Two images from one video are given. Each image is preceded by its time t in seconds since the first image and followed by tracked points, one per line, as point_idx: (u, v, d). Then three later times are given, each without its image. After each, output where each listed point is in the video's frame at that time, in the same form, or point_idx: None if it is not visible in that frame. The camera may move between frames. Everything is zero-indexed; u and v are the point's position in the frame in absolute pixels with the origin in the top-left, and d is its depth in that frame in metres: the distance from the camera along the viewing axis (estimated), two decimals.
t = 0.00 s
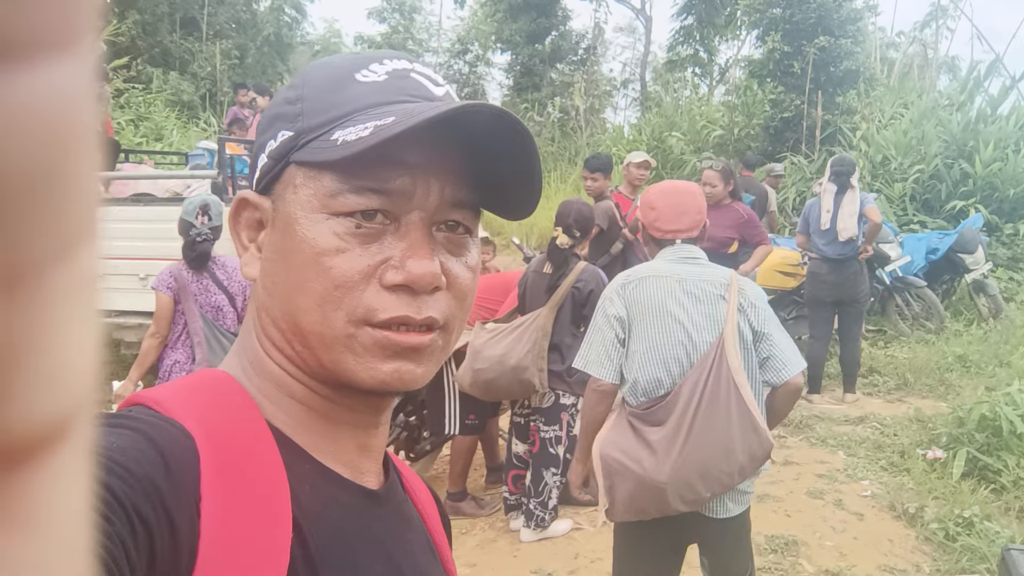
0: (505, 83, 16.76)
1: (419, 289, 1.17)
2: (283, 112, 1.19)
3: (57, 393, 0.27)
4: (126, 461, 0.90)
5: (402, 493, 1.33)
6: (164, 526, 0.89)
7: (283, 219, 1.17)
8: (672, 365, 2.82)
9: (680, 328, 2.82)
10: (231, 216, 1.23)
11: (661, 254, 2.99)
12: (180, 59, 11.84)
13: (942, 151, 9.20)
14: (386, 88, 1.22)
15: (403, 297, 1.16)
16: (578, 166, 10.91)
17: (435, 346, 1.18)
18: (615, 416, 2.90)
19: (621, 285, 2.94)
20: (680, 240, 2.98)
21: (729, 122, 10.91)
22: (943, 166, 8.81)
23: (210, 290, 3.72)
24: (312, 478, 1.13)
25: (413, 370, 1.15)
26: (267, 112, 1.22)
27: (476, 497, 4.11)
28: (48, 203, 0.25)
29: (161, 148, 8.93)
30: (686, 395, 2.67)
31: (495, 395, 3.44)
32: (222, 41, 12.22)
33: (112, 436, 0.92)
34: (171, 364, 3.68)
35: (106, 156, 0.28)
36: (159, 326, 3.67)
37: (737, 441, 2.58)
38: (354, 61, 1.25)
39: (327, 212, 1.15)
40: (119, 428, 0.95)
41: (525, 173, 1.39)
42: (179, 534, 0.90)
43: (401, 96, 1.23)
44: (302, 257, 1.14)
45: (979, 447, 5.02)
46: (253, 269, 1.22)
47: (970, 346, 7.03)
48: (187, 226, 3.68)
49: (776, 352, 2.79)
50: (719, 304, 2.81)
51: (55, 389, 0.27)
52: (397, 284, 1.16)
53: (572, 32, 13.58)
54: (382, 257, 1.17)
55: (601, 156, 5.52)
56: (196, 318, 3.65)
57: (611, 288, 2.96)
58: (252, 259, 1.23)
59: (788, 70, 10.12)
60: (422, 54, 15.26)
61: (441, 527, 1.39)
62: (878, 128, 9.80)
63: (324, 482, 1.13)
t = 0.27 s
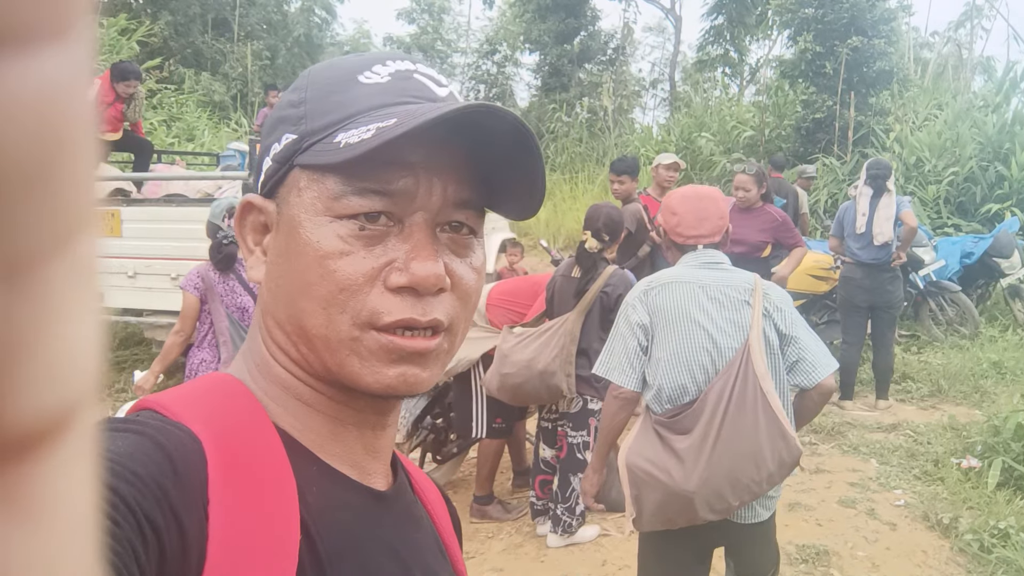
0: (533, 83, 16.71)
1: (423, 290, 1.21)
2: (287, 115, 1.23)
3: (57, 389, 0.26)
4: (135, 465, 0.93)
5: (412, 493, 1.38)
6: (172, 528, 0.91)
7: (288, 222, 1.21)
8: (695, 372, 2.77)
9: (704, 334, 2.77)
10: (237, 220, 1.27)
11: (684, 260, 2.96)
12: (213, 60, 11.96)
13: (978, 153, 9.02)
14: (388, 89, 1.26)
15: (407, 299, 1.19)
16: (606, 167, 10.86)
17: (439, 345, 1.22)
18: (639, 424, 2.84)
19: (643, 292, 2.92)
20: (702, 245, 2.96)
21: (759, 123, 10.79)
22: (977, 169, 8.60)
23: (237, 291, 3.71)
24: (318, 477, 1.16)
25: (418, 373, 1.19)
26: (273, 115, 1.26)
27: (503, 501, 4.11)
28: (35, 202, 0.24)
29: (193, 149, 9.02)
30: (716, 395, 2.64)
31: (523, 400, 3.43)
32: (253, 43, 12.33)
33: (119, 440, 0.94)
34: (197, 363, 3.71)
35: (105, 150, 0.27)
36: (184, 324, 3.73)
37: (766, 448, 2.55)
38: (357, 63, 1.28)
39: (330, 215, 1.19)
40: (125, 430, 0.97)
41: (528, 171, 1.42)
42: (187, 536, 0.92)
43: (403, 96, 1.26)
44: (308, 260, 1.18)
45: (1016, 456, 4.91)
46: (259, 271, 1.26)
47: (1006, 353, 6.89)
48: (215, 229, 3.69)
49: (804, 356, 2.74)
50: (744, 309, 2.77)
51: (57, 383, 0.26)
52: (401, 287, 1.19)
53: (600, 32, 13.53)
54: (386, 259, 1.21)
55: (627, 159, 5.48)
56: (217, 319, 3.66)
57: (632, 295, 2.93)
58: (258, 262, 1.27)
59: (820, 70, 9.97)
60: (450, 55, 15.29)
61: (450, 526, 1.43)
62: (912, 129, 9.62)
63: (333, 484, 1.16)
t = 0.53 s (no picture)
0: (556, 83, 16.69)
1: (419, 295, 1.21)
2: (283, 119, 1.23)
3: (51, 386, 0.26)
4: (129, 471, 0.93)
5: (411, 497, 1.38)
6: (169, 535, 0.91)
7: (285, 226, 1.21)
8: (715, 380, 2.73)
9: (725, 339, 2.74)
10: (233, 224, 1.27)
11: (705, 265, 2.95)
12: (238, 60, 12.03)
13: (1009, 156, 8.87)
14: (385, 93, 1.25)
15: (404, 303, 1.19)
16: (629, 169, 10.81)
17: (437, 348, 1.22)
18: (662, 430, 2.82)
19: (663, 298, 2.89)
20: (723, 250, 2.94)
21: (785, 126, 10.69)
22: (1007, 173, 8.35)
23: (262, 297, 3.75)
24: (314, 482, 1.16)
25: (415, 376, 1.19)
26: (268, 120, 1.26)
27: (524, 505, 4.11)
28: (35, 201, 0.24)
29: (219, 149, 9.08)
30: (738, 400, 2.61)
31: (545, 404, 3.43)
32: (278, 43, 12.39)
33: (115, 447, 0.94)
34: (217, 362, 3.76)
35: (98, 154, 0.27)
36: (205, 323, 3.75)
37: (789, 455, 2.53)
38: (353, 67, 1.28)
39: (327, 219, 1.19)
40: (120, 436, 0.97)
41: (524, 175, 1.42)
42: (185, 543, 0.92)
43: (399, 100, 1.26)
44: (305, 265, 1.18)
45: None
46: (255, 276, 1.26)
47: None
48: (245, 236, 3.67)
49: (825, 362, 2.72)
50: (766, 314, 2.75)
51: (53, 382, 0.26)
52: (398, 291, 1.19)
53: (624, 33, 13.48)
54: (382, 264, 1.20)
55: (649, 162, 5.44)
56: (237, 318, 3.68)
57: (652, 302, 2.91)
58: (254, 266, 1.28)
59: (846, 72, 9.85)
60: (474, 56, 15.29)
61: (449, 527, 1.44)
62: (940, 132, 9.48)
63: (331, 488, 1.17)
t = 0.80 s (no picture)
0: (575, 85, 16.67)
1: (410, 294, 1.20)
2: (273, 120, 1.22)
3: (46, 375, 0.25)
4: (122, 472, 0.91)
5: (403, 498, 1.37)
6: (161, 533, 0.90)
7: (275, 225, 1.21)
8: (733, 381, 2.72)
9: (744, 343, 2.72)
10: (224, 225, 1.27)
11: (723, 269, 2.93)
12: (260, 60, 12.08)
13: None
14: (375, 94, 1.25)
15: (395, 301, 1.18)
16: (648, 172, 10.77)
17: (428, 347, 1.21)
18: (679, 435, 2.80)
19: (681, 304, 2.87)
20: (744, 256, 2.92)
21: (806, 129, 10.62)
22: None
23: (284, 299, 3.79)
24: (303, 483, 1.15)
25: (407, 371, 1.18)
26: (257, 121, 1.25)
27: (541, 508, 4.10)
28: (30, 188, 0.23)
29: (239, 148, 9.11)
30: (758, 404, 2.59)
31: (562, 406, 3.42)
32: (299, 43, 12.42)
33: (104, 447, 0.92)
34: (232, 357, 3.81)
35: (88, 137, 0.26)
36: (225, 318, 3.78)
37: (808, 460, 2.51)
38: (342, 68, 1.28)
39: (318, 219, 1.19)
40: (112, 437, 0.95)
41: (516, 175, 1.42)
42: (176, 544, 0.91)
43: (389, 101, 1.26)
44: (296, 264, 1.17)
45: None
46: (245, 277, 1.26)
47: None
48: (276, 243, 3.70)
49: (841, 373, 2.71)
50: (785, 320, 2.73)
51: (49, 374, 0.25)
52: (388, 290, 1.19)
53: (644, 35, 13.45)
54: (373, 263, 1.20)
55: (668, 165, 5.41)
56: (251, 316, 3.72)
57: (669, 308, 2.88)
58: (244, 267, 1.28)
59: (869, 75, 9.72)
60: (494, 57, 15.30)
61: (441, 526, 1.44)
62: (963, 137, 9.37)
63: (322, 487, 1.17)
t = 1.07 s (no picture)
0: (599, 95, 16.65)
1: (399, 296, 1.22)
2: (261, 121, 1.23)
3: (37, 377, 0.26)
4: (106, 475, 0.93)
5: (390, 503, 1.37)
6: (145, 537, 0.92)
7: (262, 227, 1.21)
8: (756, 395, 2.71)
9: (776, 354, 2.70)
10: (209, 228, 1.27)
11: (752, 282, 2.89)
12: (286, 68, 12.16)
13: None
14: (363, 95, 1.26)
15: (384, 304, 1.20)
16: (672, 183, 10.71)
17: (416, 348, 1.22)
18: (708, 446, 2.77)
19: (711, 313, 2.85)
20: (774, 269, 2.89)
21: (833, 141, 10.51)
22: None
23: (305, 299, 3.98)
24: (291, 483, 1.16)
25: (395, 373, 1.19)
26: (243, 123, 1.26)
27: (562, 518, 4.08)
28: (17, 186, 0.24)
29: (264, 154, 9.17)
30: (792, 413, 2.57)
31: (584, 416, 3.41)
32: (325, 51, 12.48)
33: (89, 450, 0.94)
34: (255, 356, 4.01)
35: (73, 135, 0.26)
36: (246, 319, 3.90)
37: (841, 472, 2.48)
38: (330, 69, 1.28)
39: (307, 220, 1.19)
40: (97, 441, 0.97)
41: (502, 176, 1.44)
42: (163, 551, 0.93)
43: (377, 101, 1.27)
44: (284, 267, 1.18)
45: None
46: (231, 278, 1.26)
47: None
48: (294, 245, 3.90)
49: (867, 391, 2.73)
50: (817, 332, 2.72)
51: (38, 371, 0.26)
52: (378, 291, 1.20)
53: (669, 45, 13.41)
54: (362, 265, 1.21)
55: (695, 175, 5.38)
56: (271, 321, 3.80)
57: (700, 316, 2.86)
58: (229, 269, 1.27)
59: (897, 87, 9.58)
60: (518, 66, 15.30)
61: (425, 525, 1.44)
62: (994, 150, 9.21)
63: (305, 489, 1.16)
